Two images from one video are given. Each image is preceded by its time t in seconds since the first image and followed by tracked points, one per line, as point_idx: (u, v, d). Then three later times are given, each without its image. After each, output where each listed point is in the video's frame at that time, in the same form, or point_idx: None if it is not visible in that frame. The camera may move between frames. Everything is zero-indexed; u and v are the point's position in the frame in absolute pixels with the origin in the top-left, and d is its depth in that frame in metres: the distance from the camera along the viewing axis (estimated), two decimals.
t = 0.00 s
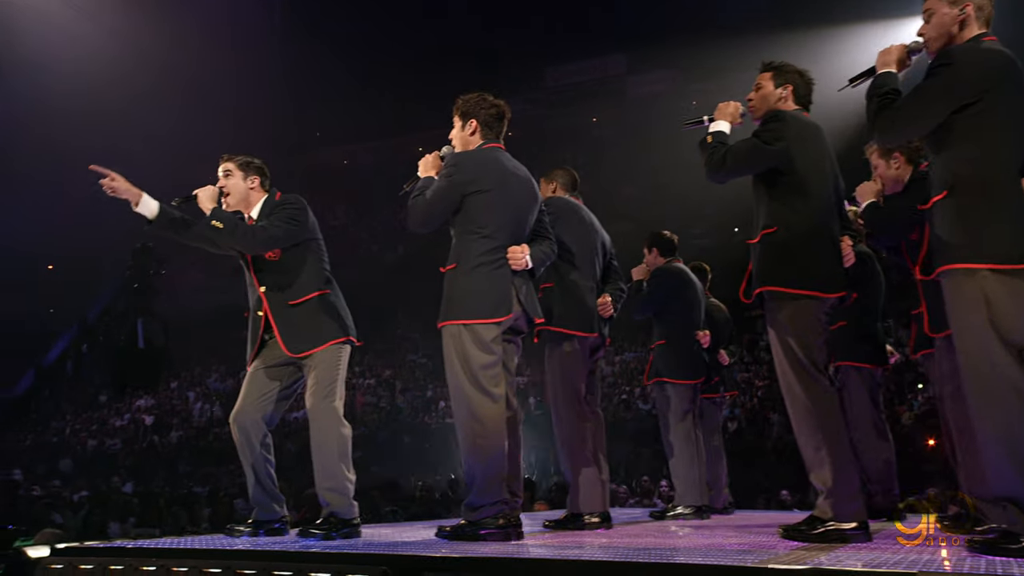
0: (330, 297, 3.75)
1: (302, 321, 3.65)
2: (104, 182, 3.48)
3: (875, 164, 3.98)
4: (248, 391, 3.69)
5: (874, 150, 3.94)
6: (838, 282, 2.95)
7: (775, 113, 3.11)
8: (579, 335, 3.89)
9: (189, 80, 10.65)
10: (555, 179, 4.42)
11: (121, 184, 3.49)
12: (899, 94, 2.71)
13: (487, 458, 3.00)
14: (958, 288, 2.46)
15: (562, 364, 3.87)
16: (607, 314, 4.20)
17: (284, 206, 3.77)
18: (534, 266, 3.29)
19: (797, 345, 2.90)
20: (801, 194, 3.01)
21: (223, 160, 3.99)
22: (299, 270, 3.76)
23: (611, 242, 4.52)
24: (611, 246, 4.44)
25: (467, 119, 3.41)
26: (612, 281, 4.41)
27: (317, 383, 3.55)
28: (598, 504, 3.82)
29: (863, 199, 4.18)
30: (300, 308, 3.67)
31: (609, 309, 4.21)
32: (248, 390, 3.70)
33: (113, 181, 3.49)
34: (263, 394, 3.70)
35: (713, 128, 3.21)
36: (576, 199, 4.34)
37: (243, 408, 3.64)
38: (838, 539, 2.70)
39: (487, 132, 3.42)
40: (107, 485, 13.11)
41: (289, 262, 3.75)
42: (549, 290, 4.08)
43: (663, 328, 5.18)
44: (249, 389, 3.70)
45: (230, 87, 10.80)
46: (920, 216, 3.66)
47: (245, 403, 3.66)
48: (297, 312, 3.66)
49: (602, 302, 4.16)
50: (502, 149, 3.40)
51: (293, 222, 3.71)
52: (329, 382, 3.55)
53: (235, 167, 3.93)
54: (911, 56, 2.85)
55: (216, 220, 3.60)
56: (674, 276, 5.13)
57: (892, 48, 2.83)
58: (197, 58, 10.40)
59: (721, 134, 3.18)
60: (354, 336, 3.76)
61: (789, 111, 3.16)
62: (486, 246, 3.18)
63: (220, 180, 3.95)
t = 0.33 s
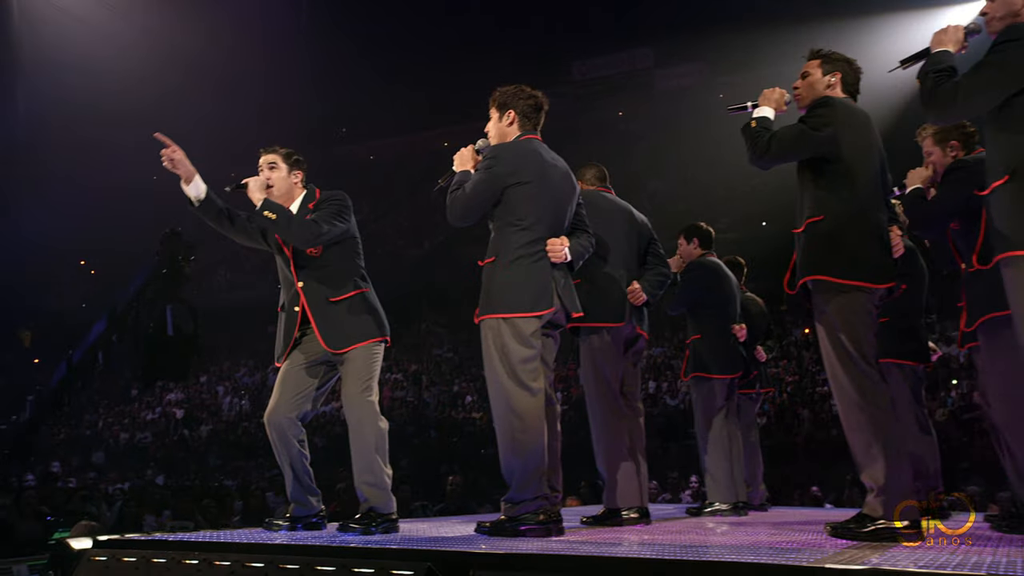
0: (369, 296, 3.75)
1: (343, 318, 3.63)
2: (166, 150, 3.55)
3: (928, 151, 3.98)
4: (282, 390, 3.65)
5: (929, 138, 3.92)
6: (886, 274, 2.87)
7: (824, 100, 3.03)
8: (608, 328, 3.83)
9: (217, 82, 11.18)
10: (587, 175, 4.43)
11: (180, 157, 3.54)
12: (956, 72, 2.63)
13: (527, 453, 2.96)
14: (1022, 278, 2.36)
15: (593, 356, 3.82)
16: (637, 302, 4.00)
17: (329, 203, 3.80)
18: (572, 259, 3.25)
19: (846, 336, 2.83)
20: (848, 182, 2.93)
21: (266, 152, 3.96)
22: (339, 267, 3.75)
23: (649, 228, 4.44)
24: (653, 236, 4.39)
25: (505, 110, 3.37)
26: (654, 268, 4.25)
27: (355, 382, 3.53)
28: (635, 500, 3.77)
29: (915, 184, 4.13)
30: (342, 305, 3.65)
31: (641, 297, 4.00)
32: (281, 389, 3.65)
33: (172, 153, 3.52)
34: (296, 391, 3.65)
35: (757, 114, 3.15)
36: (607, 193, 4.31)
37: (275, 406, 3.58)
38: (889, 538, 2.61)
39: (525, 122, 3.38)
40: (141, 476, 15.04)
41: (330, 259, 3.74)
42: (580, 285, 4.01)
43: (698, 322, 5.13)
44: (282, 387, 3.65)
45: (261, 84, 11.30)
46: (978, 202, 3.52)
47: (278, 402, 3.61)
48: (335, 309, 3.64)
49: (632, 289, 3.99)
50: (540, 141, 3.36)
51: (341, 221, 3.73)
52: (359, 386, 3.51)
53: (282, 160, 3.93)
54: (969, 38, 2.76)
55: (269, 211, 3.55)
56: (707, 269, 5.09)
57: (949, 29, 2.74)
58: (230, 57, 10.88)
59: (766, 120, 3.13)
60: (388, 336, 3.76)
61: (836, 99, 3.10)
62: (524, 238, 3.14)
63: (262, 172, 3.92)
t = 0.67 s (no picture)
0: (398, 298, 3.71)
1: (378, 318, 3.59)
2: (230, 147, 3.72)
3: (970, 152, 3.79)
4: (312, 390, 3.61)
5: (970, 135, 3.75)
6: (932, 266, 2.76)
7: (868, 88, 2.95)
8: (641, 323, 3.75)
9: (237, 73, 11.68)
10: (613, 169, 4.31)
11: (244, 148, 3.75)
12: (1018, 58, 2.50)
13: (562, 449, 2.91)
14: None
15: (626, 353, 3.74)
16: (670, 295, 3.89)
17: (365, 202, 3.78)
18: (607, 252, 3.19)
19: (888, 331, 2.74)
20: (892, 172, 2.85)
21: (307, 147, 3.82)
22: (372, 266, 3.72)
23: (680, 219, 4.36)
24: (686, 229, 4.32)
25: (541, 101, 3.32)
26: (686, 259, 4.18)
27: (387, 384, 3.49)
28: (670, 496, 3.70)
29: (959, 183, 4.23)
30: (374, 305, 3.62)
31: (674, 290, 3.90)
32: (310, 391, 3.61)
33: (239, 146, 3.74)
34: (325, 393, 3.60)
35: (797, 103, 3.08)
36: (635, 188, 4.23)
37: (306, 410, 3.55)
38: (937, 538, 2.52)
39: (561, 114, 3.33)
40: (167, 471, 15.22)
41: (364, 258, 3.72)
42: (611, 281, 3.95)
43: (729, 317, 5.01)
44: (312, 388, 3.61)
45: (280, 77, 11.63)
46: None
47: (308, 406, 3.58)
48: (368, 309, 3.60)
49: (666, 283, 3.88)
50: (575, 133, 3.31)
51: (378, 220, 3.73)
52: (386, 384, 3.50)
53: (323, 157, 3.85)
54: None
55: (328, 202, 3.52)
56: (741, 264, 5.04)
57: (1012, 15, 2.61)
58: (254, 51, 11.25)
59: (807, 108, 3.05)
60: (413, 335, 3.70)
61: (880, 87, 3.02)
62: (559, 231, 3.09)
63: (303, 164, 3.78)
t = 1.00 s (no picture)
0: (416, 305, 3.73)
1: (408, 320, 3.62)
2: (298, 149, 3.40)
3: (995, 130, 3.71)
4: (343, 393, 3.53)
5: (994, 116, 3.68)
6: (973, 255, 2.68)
7: (903, 73, 2.88)
8: (665, 317, 3.69)
9: (252, 71, 11.71)
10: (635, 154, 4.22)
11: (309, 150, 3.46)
12: None
13: (589, 445, 2.86)
14: None
15: (649, 347, 3.68)
16: (694, 287, 3.85)
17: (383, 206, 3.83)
18: (633, 244, 3.12)
19: (924, 321, 2.68)
20: (927, 159, 2.77)
21: (336, 148, 3.74)
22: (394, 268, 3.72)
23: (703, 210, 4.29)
24: (709, 220, 4.23)
25: (564, 91, 3.28)
26: (709, 250, 4.12)
27: (415, 383, 3.49)
28: (698, 493, 3.66)
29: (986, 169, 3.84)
30: (402, 309, 3.64)
31: (699, 283, 3.86)
32: (341, 393, 3.54)
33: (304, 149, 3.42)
34: (357, 396, 3.55)
35: (828, 88, 3.02)
36: (659, 177, 4.14)
37: (339, 413, 3.49)
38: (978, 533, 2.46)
39: (584, 104, 3.28)
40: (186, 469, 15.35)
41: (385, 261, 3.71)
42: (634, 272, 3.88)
43: (754, 309, 4.92)
44: (342, 391, 3.53)
45: (296, 76, 11.72)
46: None
47: (340, 409, 3.52)
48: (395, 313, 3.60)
49: (691, 276, 3.84)
50: (599, 123, 3.26)
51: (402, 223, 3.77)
52: (414, 382, 3.49)
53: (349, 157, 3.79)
54: None
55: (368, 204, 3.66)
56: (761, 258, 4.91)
57: None
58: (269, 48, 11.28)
59: (838, 94, 2.99)
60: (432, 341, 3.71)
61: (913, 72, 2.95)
62: (584, 223, 3.04)
63: (333, 162, 3.71)
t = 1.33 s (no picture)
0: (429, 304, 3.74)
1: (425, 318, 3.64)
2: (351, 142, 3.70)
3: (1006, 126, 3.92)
4: (362, 390, 3.51)
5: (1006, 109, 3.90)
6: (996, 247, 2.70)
7: (928, 61, 2.88)
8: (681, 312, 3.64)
9: (255, 69, 11.74)
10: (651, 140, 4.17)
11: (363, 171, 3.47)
12: None
13: (611, 439, 2.84)
14: None
15: (668, 341, 3.66)
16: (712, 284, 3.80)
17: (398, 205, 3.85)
18: (648, 235, 3.09)
19: (952, 311, 2.69)
20: (950, 146, 2.78)
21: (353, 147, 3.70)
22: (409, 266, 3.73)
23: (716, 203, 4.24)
24: (719, 210, 4.18)
25: (577, 81, 3.25)
26: (720, 243, 4.07)
27: (432, 381, 3.47)
28: (717, 487, 3.64)
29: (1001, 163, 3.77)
30: (417, 308, 3.67)
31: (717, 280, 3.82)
32: (360, 390, 3.51)
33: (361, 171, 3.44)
34: (375, 392, 3.53)
35: (850, 76, 3.04)
36: (675, 166, 4.10)
37: (358, 410, 3.47)
38: (1006, 524, 2.44)
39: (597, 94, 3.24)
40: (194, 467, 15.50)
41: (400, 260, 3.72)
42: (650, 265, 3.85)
43: (767, 303, 4.87)
44: (360, 388, 3.51)
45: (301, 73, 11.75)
46: None
47: (359, 406, 3.49)
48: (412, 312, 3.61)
49: (709, 272, 3.80)
50: (612, 113, 3.22)
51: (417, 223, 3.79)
52: (430, 380, 3.48)
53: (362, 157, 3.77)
54: None
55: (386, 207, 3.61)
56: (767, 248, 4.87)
57: None
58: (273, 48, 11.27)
59: (859, 82, 3.00)
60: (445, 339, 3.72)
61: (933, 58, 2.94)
62: (600, 214, 3.01)
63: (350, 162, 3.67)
